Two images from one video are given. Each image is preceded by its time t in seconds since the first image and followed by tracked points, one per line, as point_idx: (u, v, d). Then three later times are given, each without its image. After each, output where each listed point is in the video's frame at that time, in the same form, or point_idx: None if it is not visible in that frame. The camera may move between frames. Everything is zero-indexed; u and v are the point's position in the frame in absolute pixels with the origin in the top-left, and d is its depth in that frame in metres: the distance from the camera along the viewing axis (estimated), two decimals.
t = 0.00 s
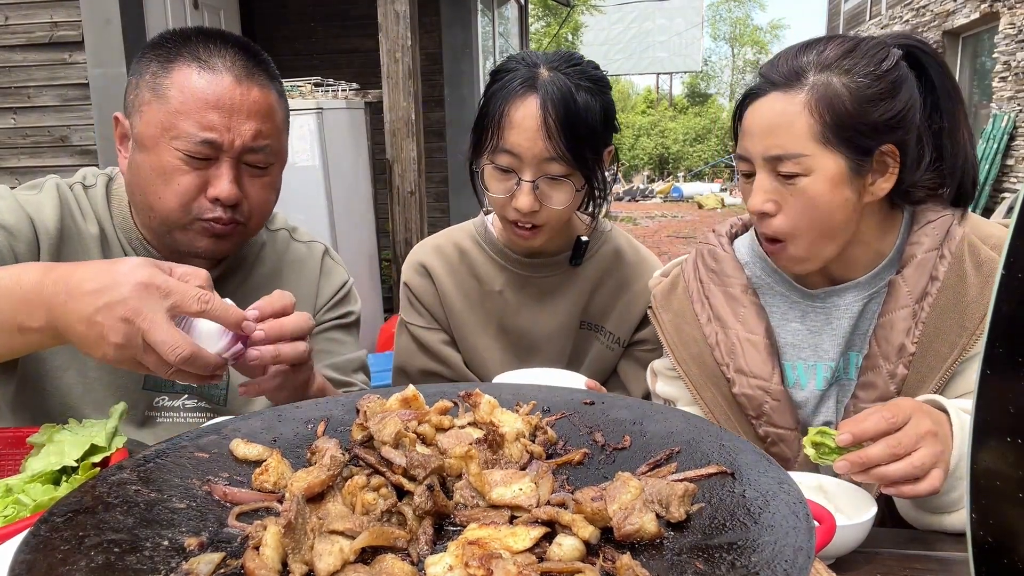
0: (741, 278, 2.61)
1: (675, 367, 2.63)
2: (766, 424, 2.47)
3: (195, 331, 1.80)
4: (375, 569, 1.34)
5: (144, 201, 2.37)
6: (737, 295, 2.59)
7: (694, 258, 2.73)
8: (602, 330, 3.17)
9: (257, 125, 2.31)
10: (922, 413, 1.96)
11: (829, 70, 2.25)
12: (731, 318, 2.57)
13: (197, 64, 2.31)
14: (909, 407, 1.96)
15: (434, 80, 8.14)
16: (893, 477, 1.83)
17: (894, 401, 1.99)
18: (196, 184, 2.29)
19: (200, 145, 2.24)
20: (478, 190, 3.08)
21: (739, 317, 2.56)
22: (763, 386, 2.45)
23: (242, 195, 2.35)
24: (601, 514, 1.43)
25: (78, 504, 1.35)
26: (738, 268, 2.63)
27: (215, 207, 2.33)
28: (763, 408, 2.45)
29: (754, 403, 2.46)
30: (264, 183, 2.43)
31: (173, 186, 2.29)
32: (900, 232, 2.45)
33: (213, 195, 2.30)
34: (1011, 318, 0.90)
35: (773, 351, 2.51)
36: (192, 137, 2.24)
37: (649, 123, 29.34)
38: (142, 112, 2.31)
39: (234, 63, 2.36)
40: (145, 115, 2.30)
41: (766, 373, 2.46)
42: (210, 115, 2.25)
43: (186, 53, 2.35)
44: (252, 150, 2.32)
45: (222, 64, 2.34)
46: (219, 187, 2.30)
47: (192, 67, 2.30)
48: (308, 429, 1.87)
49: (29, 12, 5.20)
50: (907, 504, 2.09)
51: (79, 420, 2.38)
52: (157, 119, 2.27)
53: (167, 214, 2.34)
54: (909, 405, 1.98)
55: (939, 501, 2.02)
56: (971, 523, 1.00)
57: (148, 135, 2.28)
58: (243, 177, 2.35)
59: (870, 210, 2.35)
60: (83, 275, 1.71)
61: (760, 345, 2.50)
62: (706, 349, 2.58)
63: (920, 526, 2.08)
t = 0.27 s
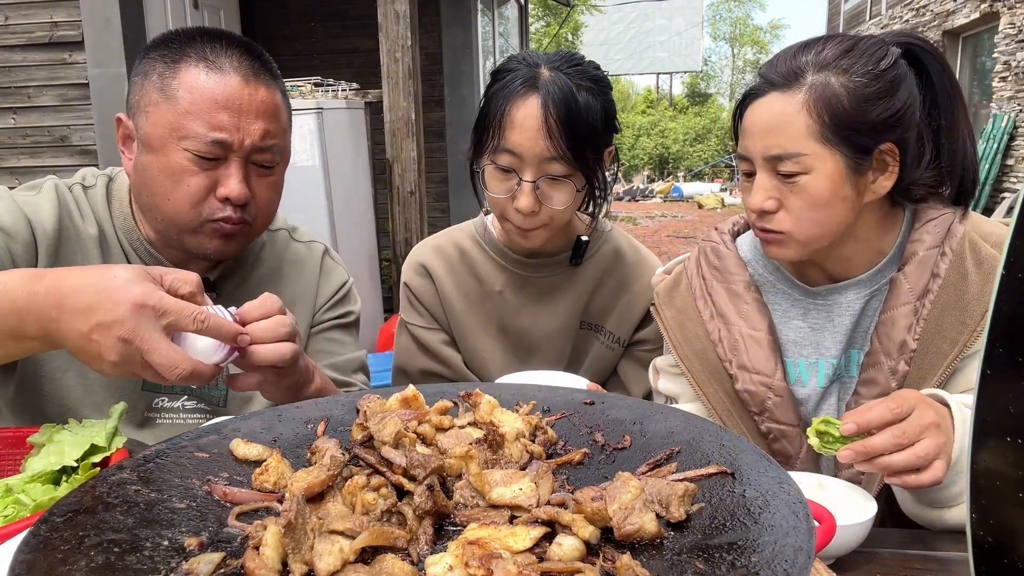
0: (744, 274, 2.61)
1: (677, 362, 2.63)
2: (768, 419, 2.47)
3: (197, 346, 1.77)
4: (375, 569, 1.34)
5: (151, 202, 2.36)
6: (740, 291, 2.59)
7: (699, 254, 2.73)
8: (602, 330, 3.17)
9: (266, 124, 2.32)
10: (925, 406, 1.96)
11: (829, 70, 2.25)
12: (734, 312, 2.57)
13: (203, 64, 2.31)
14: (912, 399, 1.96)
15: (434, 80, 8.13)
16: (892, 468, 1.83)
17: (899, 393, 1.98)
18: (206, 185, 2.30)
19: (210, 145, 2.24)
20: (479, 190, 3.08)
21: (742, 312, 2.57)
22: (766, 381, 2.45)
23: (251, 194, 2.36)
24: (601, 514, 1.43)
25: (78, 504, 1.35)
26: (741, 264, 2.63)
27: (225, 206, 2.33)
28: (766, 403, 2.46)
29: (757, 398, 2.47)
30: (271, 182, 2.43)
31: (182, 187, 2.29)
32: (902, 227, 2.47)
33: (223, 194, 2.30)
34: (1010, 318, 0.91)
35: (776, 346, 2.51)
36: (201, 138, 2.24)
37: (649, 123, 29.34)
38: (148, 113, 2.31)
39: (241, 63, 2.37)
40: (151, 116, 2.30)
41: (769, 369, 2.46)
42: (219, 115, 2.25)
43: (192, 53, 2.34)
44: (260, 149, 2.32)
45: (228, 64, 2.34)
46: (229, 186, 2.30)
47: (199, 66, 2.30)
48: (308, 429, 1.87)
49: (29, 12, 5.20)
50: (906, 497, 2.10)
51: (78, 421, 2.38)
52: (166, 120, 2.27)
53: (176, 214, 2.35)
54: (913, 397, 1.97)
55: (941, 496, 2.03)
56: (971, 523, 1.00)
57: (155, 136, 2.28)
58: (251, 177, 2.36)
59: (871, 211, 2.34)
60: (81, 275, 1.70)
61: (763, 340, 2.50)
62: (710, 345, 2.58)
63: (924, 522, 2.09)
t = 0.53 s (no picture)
0: (742, 270, 2.61)
1: (677, 359, 2.63)
2: (767, 414, 2.46)
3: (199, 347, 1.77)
4: (375, 569, 1.34)
5: (155, 201, 2.36)
6: (738, 288, 2.59)
7: (698, 251, 2.74)
8: (602, 330, 3.17)
9: (270, 121, 2.33)
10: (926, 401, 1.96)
11: (824, 69, 2.24)
12: (732, 307, 2.57)
13: (206, 61, 2.32)
14: (913, 395, 1.96)
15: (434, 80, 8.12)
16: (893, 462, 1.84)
17: (900, 389, 1.98)
18: (210, 183, 2.29)
19: (215, 143, 2.24)
20: (478, 190, 3.08)
21: (741, 308, 2.56)
22: (765, 375, 2.45)
23: (255, 192, 2.36)
24: (600, 514, 1.43)
25: (78, 504, 1.35)
26: (740, 261, 2.64)
27: (229, 205, 2.33)
28: (765, 398, 2.46)
29: (756, 393, 2.46)
30: (274, 180, 2.44)
31: (187, 186, 2.29)
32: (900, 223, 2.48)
33: (228, 192, 2.29)
34: (1011, 318, 0.91)
35: (774, 343, 2.51)
36: (206, 135, 2.24)
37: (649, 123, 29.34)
38: (152, 111, 2.30)
39: (245, 62, 2.37)
40: (154, 115, 2.29)
41: (767, 364, 2.46)
42: (224, 112, 2.26)
43: (194, 51, 2.34)
44: (264, 146, 2.33)
45: (231, 61, 2.35)
46: (233, 183, 2.29)
47: (202, 64, 2.31)
48: (308, 429, 1.87)
49: (29, 12, 5.20)
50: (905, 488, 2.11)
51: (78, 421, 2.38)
52: (170, 118, 2.26)
53: (180, 212, 2.34)
54: (914, 392, 1.97)
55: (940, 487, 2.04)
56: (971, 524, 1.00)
57: (158, 134, 2.28)
58: (255, 174, 2.36)
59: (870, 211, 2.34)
60: (83, 275, 1.70)
61: (762, 336, 2.49)
62: (709, 340, 2.58)
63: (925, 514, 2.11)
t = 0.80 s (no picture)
0: (740, 269, 2.62)
1: (676, 358, 2.63)
2: (765, 412, 2.46)
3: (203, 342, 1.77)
4: (375, 569, 1.34)
5: (159, 199, 2.36)
6: (736, 287, 2.58)
7: (696, 250, 2.74)
8: (602, 330, 3.18)
9: (273, 121, 2.33)
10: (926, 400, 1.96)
11: (818, 73, 2.24)
12: (730, 306, 2.57)
13: (209, 60, 2.32)
14: (913, 394, 1.96)
15: (433, 80, 8.12)
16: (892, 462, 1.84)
17: (901, 387, 1.98)
18: (213, 181, 2.29)
19: (219, 141, 2.24)
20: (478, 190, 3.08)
21: (739, 307, 2.56)
22: (763, 373, 2.45)
23: (259, 190, 2.36)
24: (601, 514, 1.43)
25: (78, 504, 1.35)
26: (738, 261, 2.64)
27: (233, 202, 2.32)
28: (764, 396, 2.45)
29: (755, 391, 2.46)
30: (276, 178, 2.44)
31: (190, 184, 2.29)
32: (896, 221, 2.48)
33: (231, 189, 2.29)
34: (1011, 317, 0.91)
35: (773, 341, 2.52)
36: (209, 134, 2.25)
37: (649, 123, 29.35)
38: (155, 111, 2.30)
39: (247, 61, 2.37)
40: (158, 114, 2.29)
41: (765, 361, 2.46)
42: (228, 111, 2.26)
43: (197, 50, 2.34)
44: (267, 145, 2.33)
45: (234, 62, 2.34)
46: (237, 181, 2.29)
47: (204, 63, 2.31)
48: (308, 429, 1.87)
49: (29, 12, 5.20)
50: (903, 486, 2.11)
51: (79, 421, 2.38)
52: (173, 116, 2.26)
53: (183, 210, 2.34)
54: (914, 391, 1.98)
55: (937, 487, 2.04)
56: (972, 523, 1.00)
57: (162, 133, 2.28)
58: (258, 172, 2.36)
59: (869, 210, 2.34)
60: (84, 274, 1.71)
61: (760, 334, 2.49)
62: (707, 339, 2.58)
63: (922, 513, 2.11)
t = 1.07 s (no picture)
0: (740, 269, 2.62)
1: (676, 358, 2.63)
2: (765, 412, 2.46)
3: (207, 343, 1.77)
4: (375, 569, 1.34)
5: (163, 199, 2.35)
6: (736, 287, 2.59)
7: (696, 250, 2.75)
8: (602, 330, 3.18)
9: (278, 120, 2.33)
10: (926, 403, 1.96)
11: (814, 81, 2.24)
12: (730, 306, 2.57)
13: (214, 60, 2.32)
14: (913, 396, 1.96)
15: (433, 80, 8.12)
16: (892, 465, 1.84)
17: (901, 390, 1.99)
18: (219, 180, 2.29)
19: (224, 140, 2.25)
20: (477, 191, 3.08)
21: (739, 307, 2.56)
22: (763, 373, 2.45)
23: (263, 189, 2.36)
24: (600, 514, 1.44)
25: (78, 504, 1.35)
26: (738, 261, 2.64)
27: (239, 201, 2.32)
28: (763, 396, 2.45)
29: (755, 391, 2.46)
30: (281, 177, 2.45)
31: (196, 182, 2.28)
32: (896, 221, 2.49)
33: (237, 188, 2.29)
34: (1010, 317, 0.91)
35: (772, 341, 2.52)
36: (215, 133, 2.25)
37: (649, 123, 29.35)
38: (160, 110, 2.30)
39: (251, 61, 2.38)
40: (163, 113, 2.29)
41: (765, 361, 2.47)
42: (233, 110, 2.26)
43: (201, 50, 2.35)
44: (272, 144, 2.34)
45: (239, 61, 2.34)
46: (243, 180, 2.29)
47: (209, 62, 2.31)
48: (308, 429, 1.87)
49: (30, 12, 5.20)
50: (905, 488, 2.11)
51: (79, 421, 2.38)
52: (179, 115, 2.27)
53: (188, 209, 2.33)
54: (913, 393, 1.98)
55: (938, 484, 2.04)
56: (971, 523, 1.00)
57: (168, 131, 2.28)
58: (263, 172, 2.36)
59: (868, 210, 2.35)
60: (89, 273, 1.71)
61: (760, 334, 2.50)
62: (707, 339, 2.58)
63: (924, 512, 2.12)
